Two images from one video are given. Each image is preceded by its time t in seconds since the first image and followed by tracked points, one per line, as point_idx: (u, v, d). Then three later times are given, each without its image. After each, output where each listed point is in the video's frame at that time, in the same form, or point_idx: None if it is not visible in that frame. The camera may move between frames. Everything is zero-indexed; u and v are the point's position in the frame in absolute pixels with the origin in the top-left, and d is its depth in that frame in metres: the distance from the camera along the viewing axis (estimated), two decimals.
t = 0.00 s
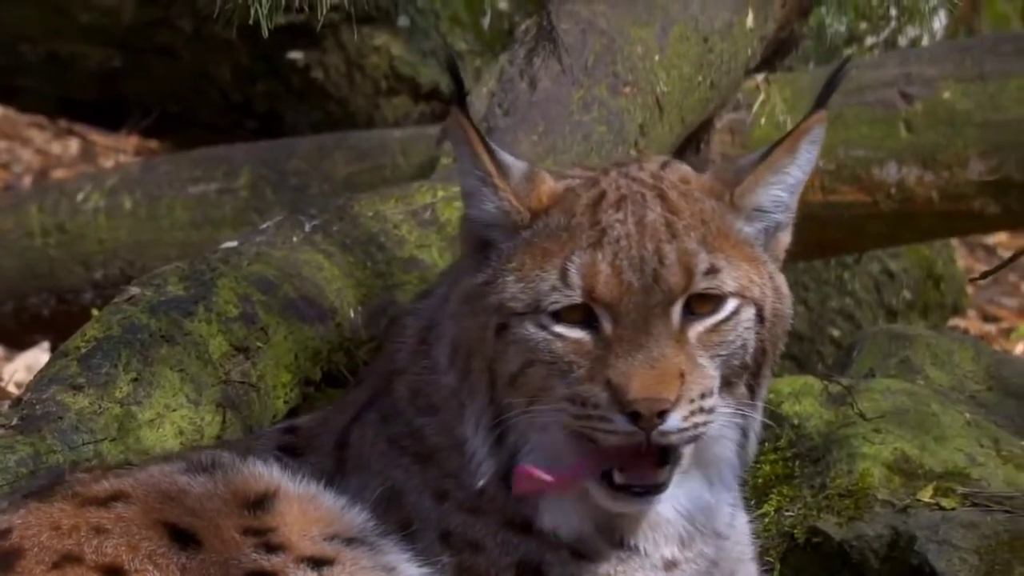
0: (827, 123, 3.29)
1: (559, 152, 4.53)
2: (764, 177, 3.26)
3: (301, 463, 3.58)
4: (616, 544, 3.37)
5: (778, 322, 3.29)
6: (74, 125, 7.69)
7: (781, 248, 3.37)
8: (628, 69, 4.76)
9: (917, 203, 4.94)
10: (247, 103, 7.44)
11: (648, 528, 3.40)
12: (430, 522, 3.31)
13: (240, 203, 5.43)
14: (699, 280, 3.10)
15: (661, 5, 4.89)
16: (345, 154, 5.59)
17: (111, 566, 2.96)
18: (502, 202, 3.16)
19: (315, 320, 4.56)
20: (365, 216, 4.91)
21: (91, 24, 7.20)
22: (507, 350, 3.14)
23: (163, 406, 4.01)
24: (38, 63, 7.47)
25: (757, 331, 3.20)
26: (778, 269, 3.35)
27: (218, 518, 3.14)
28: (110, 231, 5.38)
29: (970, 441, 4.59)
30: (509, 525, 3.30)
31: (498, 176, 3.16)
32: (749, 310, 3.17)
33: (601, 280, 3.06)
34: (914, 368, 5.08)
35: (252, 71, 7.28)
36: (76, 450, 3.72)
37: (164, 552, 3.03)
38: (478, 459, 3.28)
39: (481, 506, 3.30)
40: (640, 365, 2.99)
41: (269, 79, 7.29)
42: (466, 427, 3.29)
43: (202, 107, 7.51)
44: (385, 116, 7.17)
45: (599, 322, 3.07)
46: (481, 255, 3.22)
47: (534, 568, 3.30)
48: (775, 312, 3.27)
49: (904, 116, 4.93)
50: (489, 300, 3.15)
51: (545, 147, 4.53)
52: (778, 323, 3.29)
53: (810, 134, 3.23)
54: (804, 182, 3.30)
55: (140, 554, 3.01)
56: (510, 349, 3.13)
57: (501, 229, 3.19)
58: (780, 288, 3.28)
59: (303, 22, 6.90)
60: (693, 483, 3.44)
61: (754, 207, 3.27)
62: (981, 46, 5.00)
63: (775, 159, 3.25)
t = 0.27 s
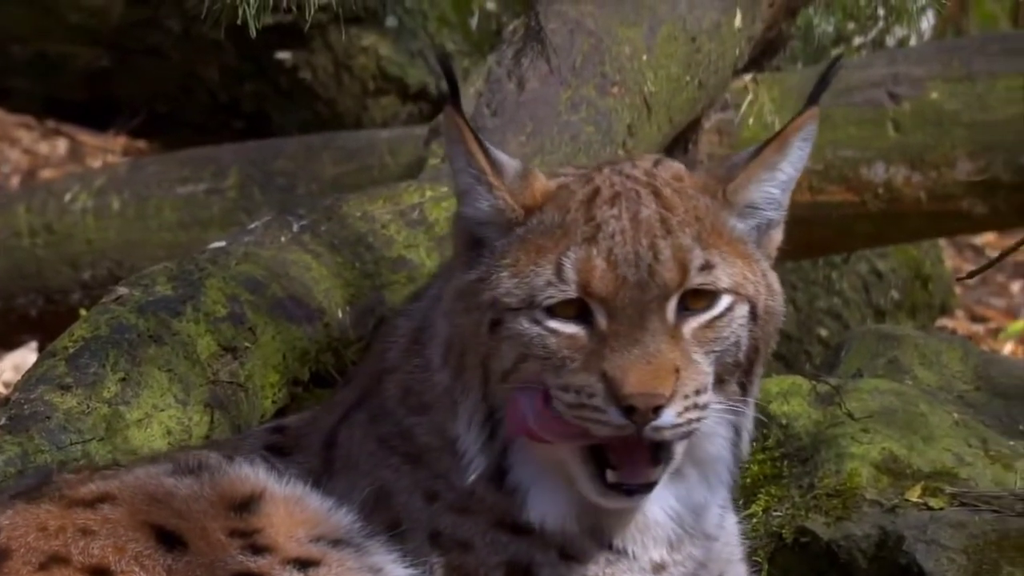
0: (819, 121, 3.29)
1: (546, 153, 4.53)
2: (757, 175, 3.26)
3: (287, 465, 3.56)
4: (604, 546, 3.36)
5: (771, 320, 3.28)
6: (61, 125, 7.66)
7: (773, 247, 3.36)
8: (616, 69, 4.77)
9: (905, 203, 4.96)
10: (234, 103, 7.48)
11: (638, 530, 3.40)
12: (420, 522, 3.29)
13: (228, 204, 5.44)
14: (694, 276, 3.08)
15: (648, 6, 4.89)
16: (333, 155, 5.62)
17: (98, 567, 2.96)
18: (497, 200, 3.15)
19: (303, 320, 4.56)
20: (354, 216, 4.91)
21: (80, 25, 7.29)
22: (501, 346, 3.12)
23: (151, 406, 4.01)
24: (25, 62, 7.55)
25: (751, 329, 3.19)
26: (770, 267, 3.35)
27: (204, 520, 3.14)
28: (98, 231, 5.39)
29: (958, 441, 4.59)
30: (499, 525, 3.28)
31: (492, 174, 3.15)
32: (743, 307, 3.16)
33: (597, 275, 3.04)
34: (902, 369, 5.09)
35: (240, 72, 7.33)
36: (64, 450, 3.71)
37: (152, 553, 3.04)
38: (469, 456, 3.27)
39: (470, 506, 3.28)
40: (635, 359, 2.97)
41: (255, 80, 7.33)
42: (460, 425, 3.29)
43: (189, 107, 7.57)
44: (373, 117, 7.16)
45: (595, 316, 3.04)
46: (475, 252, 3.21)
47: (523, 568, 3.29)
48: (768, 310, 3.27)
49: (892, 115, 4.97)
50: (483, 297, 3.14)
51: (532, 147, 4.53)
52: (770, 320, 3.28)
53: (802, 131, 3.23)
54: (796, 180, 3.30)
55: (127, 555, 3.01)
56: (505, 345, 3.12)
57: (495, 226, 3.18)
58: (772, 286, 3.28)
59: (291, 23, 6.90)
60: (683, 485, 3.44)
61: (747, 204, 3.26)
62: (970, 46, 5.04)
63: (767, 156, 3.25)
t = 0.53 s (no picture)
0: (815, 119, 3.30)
1: (540, 153, 4.53)
2: (753, 172, 3.26)
3: (275, 468, 3.51)
4: (596, 547, 3.35)
5: (766, 316, 3.29)
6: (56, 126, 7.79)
7: (769, 245, 3.37)
8: (610, 69, 4.77)
9: (900, 203, 4.98)
10: (227, 103, 7.53)
11: (632, 530, 3.39)
12: (413, 521, 3.28)
13: (222, 204, 5.44)
14: (691, 270, 3.08)
15: (643, 6, 4.94)
16: (327, 155, 5.63)
17: (92, 568, 2.97)
18: (494, 194, 3.16)
19: (297, 321, 4.56)
20: (347, 217, 4.90)
21: (74, 24, 7.27)
22: (497, 341, 3.11)
23: (145, 406, 4.00)
24: (19, 62, 7.58)
25: (746, 325, 3.19)
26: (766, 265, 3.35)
27: (197, 522, 3.15)
28: (93, 232, 5.40)
29: (952, 442, 4.59)
30: (492, 525, 3.26)
31: (489, 168, 3.15)
32: (739, 302, 3.16)
33: (594, 268, 3.03)
34: (896, 369, 5.09)
35: (233, 72, 7.35)
36: (58, 450, 3.72)
37: (145, 555, 3.04)
38: (468, 452, 3.26)
39: (464, 506, 3.26)
40: (632, 349, 2.95)
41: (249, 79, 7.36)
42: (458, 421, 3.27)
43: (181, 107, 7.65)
44: (367, 117, 7.19)
45: (592, 309, 3.03)
46: (471, 246, 3.21)
47: (516, 567, 3.27)
48: (763, 307, 3.27)
49: (886, 116, 4.98)
50: (479, 291, 3.14)
51: (526, 147, 4.53)
52: (765, 317, 3.28)
53: (798, 127, 3.25)
54: (791, 178, 3.31)
55: (120, 557, 3.02)
56: (501, 338, 3.10)
57: (491, 221, 3.18)
58: (767, 283, 3.28)
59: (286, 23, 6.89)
60: (675, 484, 3.44)
61: (744, 200, 3.26)
62: (963, 46, 5.05)
63: (763, 153, 3.25)
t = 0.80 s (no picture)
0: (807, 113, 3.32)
1: (534, 153, 4.53)
2: (745, 164, 3.27)
3: (270, 463, 3.52)
4: (591, 546, 3.33)
5: (759, 310, 3.29)
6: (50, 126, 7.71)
7: (761, 240, 3.37)
8: (604, 70, 4.77)
9: (894, 203, 4.99)
10: (222, 103, 7.54)
11: (627, 528, 3.37)
12: (407, 520, 3.25)
13: (216, 204, 5.46)
14: (684, 262, 3.08)
15: (637, 6, 4.94)
16: (321, 156, 5.64)
17: (86, 569, 2.98)
18: (485, 185, 3.15)
19: (291, 321, 4.55)
20: (342, 217, 4.90)
21: (70, 25, 7.31)
22: (490, 333, 3.10)
23: (139, 406, 4.00)
24: (15, 62, 7.60)
25: (738, 318, 3.19)
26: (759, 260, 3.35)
27: (191, 522, 3.15)
28: (87, 232, 5.40)
29: (946, 442, 4.58)
30: (486, 524, 3.24)
31: (481, 160, 3.15)
32: (732, 294, 3.16)
33: (588, 259, 3.04)
34: (890, 370, 5.09)
35: (228, 73, 7.37)
36: (52, 450, 3.72)
37: (139, 555, 3.05)
38: (464, 445, 3.24)
39: (457, 506, 3.24)
40: (625, 336, 2.94)
41: (244, 80, 7.38)
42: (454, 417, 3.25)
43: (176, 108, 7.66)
44: (361, 118, 7.15)
45: (585, 299, 3.03)
46: (463, 239, 3.21)
47: (510, 567, 3.24)
48: (756, 301, 3.28)
49: (880, 116, 4.99)
50: (472, 283, 3.13)
51: (521, 147, 4.53)
52: (757, 311, 3.28)
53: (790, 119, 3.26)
54: (783, 171, 3.32)
55: (114, 557, 3.03)
56: (494, 330, 3.09)
57: (483, 212, 3.18)
58: (760, 276, 3.28)
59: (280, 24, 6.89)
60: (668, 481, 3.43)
61: (735, 193, 3.27)
62: (958, 47, 5.05)
63: (755, 145, 3.27)
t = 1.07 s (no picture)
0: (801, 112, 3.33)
1: (529, 153, 4.53)
2: (739, 161, 3.28)
3: (265, 460, 3.51)
4: (586, 545, 3.32)
5: (753, 308, 3.30)
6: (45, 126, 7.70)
7: (755, 239, 3.38)
8: (599, 70, 4.78)
9: (888, 203, 5.00)
10: (217, 103, 7.55)
11: (622, 527, 3.36)
12: (401, 519, 3.24)
13: (211, 204, 5.47)
14: (680, 258, 3.08)
15: (631, 6, 4.95)
16: (316, 156, 5.65)
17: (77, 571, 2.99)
18: (484, 178, 3.16)
19: (286, 321, 4.55)
20: (336, 217, 4.90)
21: (64, 24, 7.29)
22: (485, 328, 3.08)
23: (134, 406, 4.00)
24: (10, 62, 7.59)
25: (733, 315, 3.19)
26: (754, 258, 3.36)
27: (182, 524, 3.16)
28: (81, 232, 5.41)
29: (941, 442, 4.59)
30: (479, 523, 3.22)
31: (479, 153, 3.16)
32: (726, 291, 3.16)
33: (583, 254, 3.03)
34: (885, 370, 5.10)
35: (222, 72, 7.37)
36: (47, 451, 3.73)
37: (130, 557, 3.05)
38: (460, 440, 3.23)
39: (452, 506, 3.22)
40: (620, 329, 2.95)
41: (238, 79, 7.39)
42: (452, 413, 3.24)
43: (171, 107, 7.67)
44: (356, 117, 7.23)
45: (580, 293, 3.03)
46: (457, 234, 3.21)
47: (504, 566, 3.22)
48: (750, 299, 3.28)
49: (874, 116, 4.99)
50: (467, 277, 3.12)
51: (515, 147, 4.53)
52: (751, 309, 3.28)
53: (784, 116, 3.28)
54: (777, 169, 3.33)
55: (105, 559, 3.03)
56: (490, 324, 3.07)
57: (479, 206, 3.18)
58: (753, 274, 3.29)
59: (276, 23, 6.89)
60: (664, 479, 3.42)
61: (730, 190, 3.28)
62: (952, 47, 5.06)
63: (749, 142, 3.28)
